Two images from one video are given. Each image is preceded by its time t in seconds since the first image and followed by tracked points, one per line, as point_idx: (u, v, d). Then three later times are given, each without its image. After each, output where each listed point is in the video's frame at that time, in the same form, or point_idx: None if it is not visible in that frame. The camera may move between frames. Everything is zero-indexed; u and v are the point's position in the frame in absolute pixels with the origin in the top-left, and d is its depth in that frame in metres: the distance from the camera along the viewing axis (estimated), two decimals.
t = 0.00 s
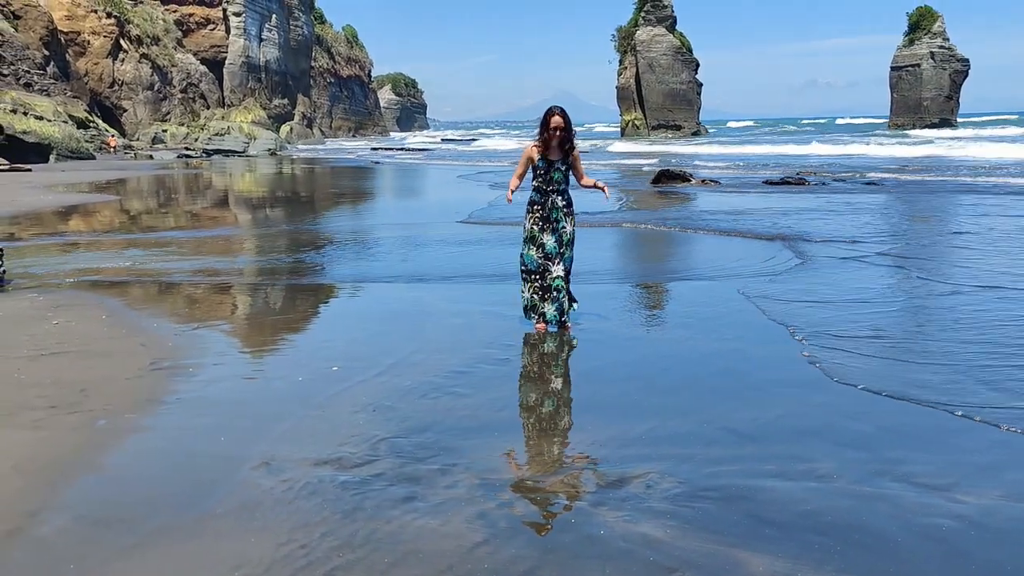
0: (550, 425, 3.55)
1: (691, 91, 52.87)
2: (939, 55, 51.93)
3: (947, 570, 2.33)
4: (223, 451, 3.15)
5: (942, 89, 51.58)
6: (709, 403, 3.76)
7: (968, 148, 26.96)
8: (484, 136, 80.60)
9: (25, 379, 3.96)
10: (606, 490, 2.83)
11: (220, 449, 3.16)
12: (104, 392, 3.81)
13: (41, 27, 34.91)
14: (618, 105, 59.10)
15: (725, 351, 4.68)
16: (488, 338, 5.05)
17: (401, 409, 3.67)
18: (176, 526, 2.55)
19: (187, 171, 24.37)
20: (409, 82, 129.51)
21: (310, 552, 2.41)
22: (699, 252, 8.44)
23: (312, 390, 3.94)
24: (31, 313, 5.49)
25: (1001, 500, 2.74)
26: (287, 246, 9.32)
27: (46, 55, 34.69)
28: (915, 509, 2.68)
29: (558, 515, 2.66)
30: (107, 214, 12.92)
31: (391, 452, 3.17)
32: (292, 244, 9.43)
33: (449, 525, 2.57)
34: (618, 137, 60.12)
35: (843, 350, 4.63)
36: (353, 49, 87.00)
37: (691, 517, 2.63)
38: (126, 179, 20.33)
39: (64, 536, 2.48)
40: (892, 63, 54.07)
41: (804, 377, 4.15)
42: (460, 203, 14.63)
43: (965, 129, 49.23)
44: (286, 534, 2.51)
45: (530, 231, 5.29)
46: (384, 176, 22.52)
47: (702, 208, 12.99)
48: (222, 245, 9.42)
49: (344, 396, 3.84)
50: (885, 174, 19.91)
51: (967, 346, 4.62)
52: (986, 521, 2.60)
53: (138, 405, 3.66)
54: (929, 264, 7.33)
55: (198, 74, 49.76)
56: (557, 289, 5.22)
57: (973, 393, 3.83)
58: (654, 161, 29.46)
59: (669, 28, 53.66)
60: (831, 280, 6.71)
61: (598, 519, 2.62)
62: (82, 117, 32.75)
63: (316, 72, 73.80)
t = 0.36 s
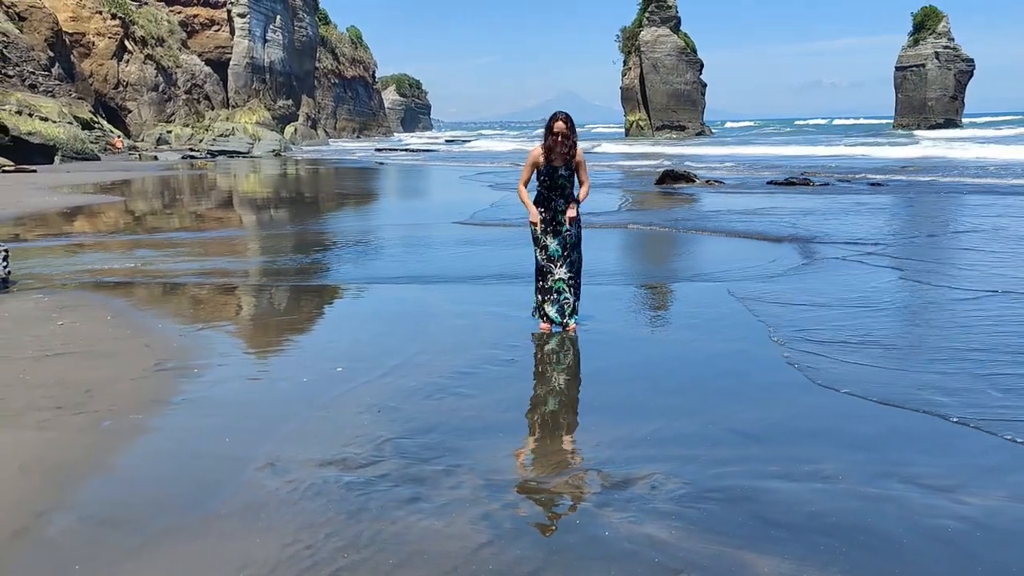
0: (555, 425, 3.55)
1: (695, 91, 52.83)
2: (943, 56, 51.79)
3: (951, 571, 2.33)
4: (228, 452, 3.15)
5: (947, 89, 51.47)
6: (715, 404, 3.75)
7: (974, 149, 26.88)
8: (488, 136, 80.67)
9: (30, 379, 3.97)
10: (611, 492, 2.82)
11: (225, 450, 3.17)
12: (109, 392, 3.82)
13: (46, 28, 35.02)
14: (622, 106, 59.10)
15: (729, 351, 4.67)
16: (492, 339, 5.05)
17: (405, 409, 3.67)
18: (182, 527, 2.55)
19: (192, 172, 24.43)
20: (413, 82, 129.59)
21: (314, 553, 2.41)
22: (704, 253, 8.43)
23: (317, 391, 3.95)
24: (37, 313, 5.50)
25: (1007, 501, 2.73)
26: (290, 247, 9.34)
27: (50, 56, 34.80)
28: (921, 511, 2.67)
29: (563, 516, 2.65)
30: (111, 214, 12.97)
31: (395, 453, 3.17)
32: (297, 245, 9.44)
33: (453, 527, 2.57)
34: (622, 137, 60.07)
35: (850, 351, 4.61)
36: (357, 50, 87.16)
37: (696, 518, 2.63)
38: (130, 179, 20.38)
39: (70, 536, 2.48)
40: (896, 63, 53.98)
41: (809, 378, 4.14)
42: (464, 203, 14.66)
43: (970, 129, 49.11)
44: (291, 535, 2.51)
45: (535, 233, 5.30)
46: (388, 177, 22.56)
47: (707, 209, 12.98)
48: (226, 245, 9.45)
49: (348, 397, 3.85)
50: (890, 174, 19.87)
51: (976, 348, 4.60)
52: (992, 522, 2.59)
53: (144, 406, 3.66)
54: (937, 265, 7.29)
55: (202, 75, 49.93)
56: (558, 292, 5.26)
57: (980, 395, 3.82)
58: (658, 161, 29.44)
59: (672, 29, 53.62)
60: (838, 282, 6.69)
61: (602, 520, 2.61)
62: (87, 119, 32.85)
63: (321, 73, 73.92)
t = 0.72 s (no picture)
0: (563, 426, 3.55)
1: (699, 92, 52.78)
2: (947, 57, 51.71)
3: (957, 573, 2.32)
4: (233, 454, 3.15)
5: (951, 90, 51.42)
6: (721, 406, 3.74)
7: (978, 151, 26.85)
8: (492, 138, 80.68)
9: (35, 381, 3.97)
10: (615, 493, 2.82)
11: (230, 452, 3.17)
12: (115, 394, 3.83)
13: (51, 30, 35.06)
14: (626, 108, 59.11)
15: (735, 353, 4.66)
16: (496, 341, 5.04)
17: (410, 411, 3.67)
18: (186, 529, 2.55)
19: (196, 173, 24.50)
20: (417, 84, 129.73)
21: (319, 555, 2.41)
22: (709, 254, 8.42)
23: (321, 393, 3.95)
24: (42, 315, 5.51)
25: (1013, 503, 2.72)
26: (295, 249, 9.35)
27: (55, 57, 34.91)
28: (927, 513, 2.66)
29: (567, 518, 2.65)
30: (116, 216, 13.00)
31: (400, 454, 3.17)
32: (301, 247, 9.45)
33: (458, 529, 2.56)
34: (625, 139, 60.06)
35: (856, 354, 4.58)
36: (361, 51, 87.34)
37: (701, 520, 2.62)
38: (135, 181, 20.42)
39: (76, 537, 2.49)
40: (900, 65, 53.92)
41: (817, 379, 4.12)
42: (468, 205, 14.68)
43: (974, 130, 49.03)
44: (296, 537, 2.51)
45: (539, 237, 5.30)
46: (391, 178, 22.58)
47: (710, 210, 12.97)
48: (230, 247, 9.47)
49: (353, 398, 3.85)
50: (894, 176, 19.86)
51: (983, 352, 4.55)
52: (998, 525, 2.58)
53: (148, 407, 3.66)
54: (942, 268, 7.25)
55: (207, 76, 50.03)
56: (565, 294, 5.27)
57: (987, 397, 3.81)
58: (662, 162, 29.45)
59: (676, 30, 53.64)
60: (843, 285, 6.65)
61: (607, 522, 2.61)
62: (91, 120, 32.92)
63: (325, 74, 74.04)
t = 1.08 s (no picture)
0: (566, 428, 3.55)
1: (703, 94, 52.74)
2: (952, 58, 51.64)
3: None
4: (238, 455, 3.15)
5: (955, 92, 51.35)
6: (725, 407, 3.74)
7: (983, 152, 26.80)
8: (496, 139, 80.72)
9: (40, 382, 3.98)
10: (620, 495, 2.82)
11: (234, 453, 3.17)
12: (119, 395, 3.84)
13: (55, 32, 35.27)
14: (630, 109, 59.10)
15: (739, 354, 4.65)
16: (500, 342, 5.05)
17: (414, 412, 3.68)
18: (192, 530, 2.56)
19: (201, 174, 24.51)
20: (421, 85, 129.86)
21: (324, 556, 2.41)
22: (712, 256, 8.41)
23: (325, 394, 3.95)
24: (47, 316, 5.52)
25: (1019, 505, 2.71)
26: (299, 250, 9.36)
27: (60, 59, 35.05)
28: (932, 515, 2.65)
29: (572, 519, 2.65)
30: (121, 217, 13.03)
31: (405, 456, 3.17)
32: (305, 248, 9.46)
33: (462, 530, 2.56)
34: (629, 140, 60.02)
35: (860, 356, 4.56)
36: (365, 53, 87.41)
37: (705, 521, 2.62)
38: (139, 183, 20.46)
39: (83, 538, 2.49)
40: (905, 66, 53.86)
41: (820, 381, 4.12)
42: (472, 206, 14.68)
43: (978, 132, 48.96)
44: (300, 538, 2.51)
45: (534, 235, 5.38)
46: (396, 180, 22.60)
47: (715, 212, 12.95)
48: (235, 248, 9.48)
49: (357, 400, 3.85)
50: (898, 178, 19.83)
51: (986, 354, 4.54)
52: (1003, 527, 2.57)
53: (153, 408, 3.67)
54: (946, 270, 7.23)
55: (211, 78, 50.19)
56: (554, 292, 5.27)
57: (993, 399, 3.80)
58: (665, 164, 29.42)
59: (680, 32, 53.64)
60: (847, 287, 6.61)
61: (611, 523, 2.61)
62: (96, 122, 33.02)
63: (329, 76, 74.17)
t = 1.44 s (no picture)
0: (572, 427, 3.56)
1: (707, 95, 52.73)
2: (956, 60, 51.59)
3: None
4: (243, 455, 3.15)
5: (960, 93, 51.31)
6: (729, 409, 3.73)
7: (988, 154, 26.76)
8: (500, 141, 80.75)
9: (45, 382, 3.99)
10: (625, 496, 2.81)
11: (239, 453, 3.17)
12: (124, 395, 3.84)
13: (60, 32, 35.28)
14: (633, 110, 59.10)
15: (745, 355, 4.65)
16: (505, 343, 5.04)
17: (418, 413, 3.67)
18: (195, 530, 2.55)
19: (205, 175, 24.51)
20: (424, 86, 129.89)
21: (328, 557, 2.41)
22: (716, 258, 8.40)
23: (329, 395, 3.95)
24: (52, 317, 5.53)
25: None
26: (303, 251, 9.37)
27: (64, 60, 35.11)
28: (938, 517, 2.64)
29: (575, 520, 2.64)
30: (125, 218, 13.06)
31: (409, 456, 3.17)
32: (309, 249, 9.46)
33: (467, 531, 2.56)
34: (633, 141, 59.99)
35: (865, 358, 4.55)
36: (368, 54, 87.46)
37: (710, 523, 2.61)
38: (144, 183, 20.47)
39: (88, 538, 2.50)
40: (909, 67, 53.80)
41: (826, 382, 4.11)
42: (475, 207, 14.68)
43: (983, 134, 48.89)
44: (305, 538, 2.51)
45: (517, 237, 5.33)
46: (400, 181, 22.61)
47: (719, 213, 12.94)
48: (239, 249, 9.48)
49: (361, 400, 3.85)
50: (902, 180, 19.80)
51: (991, 356, 4.53)
52: (1008, 529, 2.56)
53: (158, 408, 3.67)
54: (950, 272, 7.21)
55: (215, 79, 50.28)
56: (533, 295, 5.23)
57: (999, 401, 3.79)
58: (669, 165, 29.40)
59: (684, 33, 53.60)
60: (850, 288, 6.61)
61: (616, 524, 2.60)
62: (100, 123, 33.08)
63: (332, 77, 74.25)
